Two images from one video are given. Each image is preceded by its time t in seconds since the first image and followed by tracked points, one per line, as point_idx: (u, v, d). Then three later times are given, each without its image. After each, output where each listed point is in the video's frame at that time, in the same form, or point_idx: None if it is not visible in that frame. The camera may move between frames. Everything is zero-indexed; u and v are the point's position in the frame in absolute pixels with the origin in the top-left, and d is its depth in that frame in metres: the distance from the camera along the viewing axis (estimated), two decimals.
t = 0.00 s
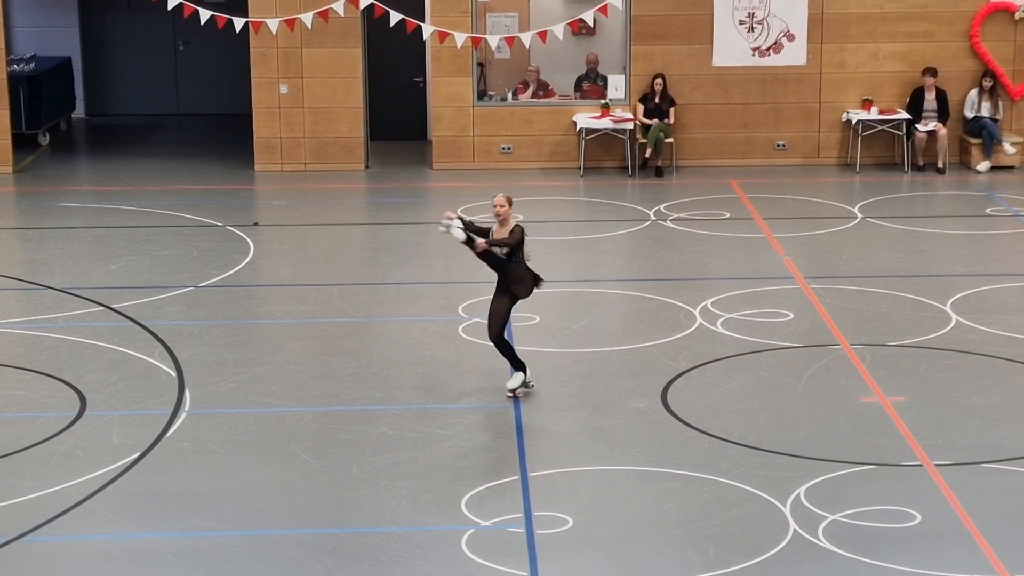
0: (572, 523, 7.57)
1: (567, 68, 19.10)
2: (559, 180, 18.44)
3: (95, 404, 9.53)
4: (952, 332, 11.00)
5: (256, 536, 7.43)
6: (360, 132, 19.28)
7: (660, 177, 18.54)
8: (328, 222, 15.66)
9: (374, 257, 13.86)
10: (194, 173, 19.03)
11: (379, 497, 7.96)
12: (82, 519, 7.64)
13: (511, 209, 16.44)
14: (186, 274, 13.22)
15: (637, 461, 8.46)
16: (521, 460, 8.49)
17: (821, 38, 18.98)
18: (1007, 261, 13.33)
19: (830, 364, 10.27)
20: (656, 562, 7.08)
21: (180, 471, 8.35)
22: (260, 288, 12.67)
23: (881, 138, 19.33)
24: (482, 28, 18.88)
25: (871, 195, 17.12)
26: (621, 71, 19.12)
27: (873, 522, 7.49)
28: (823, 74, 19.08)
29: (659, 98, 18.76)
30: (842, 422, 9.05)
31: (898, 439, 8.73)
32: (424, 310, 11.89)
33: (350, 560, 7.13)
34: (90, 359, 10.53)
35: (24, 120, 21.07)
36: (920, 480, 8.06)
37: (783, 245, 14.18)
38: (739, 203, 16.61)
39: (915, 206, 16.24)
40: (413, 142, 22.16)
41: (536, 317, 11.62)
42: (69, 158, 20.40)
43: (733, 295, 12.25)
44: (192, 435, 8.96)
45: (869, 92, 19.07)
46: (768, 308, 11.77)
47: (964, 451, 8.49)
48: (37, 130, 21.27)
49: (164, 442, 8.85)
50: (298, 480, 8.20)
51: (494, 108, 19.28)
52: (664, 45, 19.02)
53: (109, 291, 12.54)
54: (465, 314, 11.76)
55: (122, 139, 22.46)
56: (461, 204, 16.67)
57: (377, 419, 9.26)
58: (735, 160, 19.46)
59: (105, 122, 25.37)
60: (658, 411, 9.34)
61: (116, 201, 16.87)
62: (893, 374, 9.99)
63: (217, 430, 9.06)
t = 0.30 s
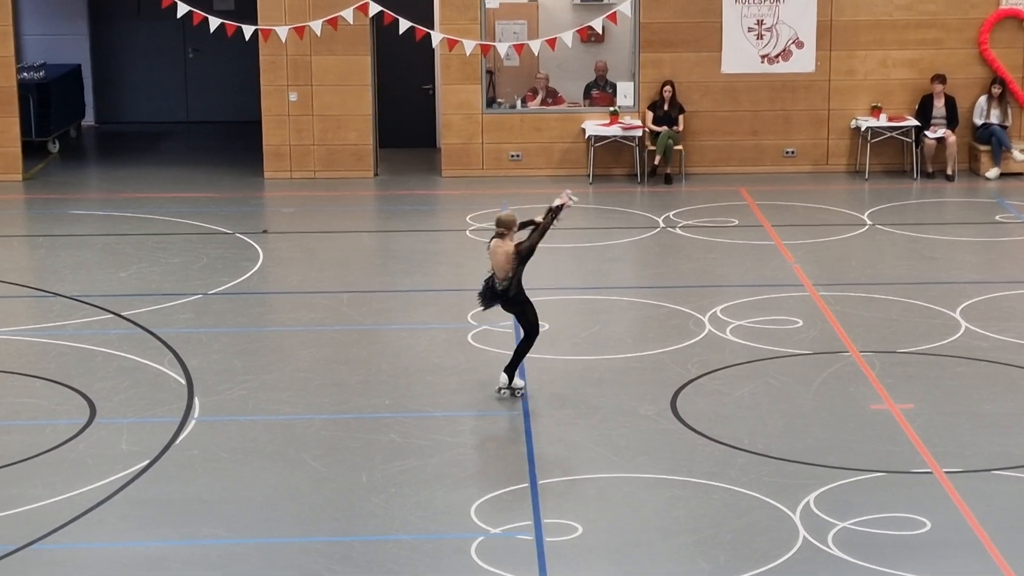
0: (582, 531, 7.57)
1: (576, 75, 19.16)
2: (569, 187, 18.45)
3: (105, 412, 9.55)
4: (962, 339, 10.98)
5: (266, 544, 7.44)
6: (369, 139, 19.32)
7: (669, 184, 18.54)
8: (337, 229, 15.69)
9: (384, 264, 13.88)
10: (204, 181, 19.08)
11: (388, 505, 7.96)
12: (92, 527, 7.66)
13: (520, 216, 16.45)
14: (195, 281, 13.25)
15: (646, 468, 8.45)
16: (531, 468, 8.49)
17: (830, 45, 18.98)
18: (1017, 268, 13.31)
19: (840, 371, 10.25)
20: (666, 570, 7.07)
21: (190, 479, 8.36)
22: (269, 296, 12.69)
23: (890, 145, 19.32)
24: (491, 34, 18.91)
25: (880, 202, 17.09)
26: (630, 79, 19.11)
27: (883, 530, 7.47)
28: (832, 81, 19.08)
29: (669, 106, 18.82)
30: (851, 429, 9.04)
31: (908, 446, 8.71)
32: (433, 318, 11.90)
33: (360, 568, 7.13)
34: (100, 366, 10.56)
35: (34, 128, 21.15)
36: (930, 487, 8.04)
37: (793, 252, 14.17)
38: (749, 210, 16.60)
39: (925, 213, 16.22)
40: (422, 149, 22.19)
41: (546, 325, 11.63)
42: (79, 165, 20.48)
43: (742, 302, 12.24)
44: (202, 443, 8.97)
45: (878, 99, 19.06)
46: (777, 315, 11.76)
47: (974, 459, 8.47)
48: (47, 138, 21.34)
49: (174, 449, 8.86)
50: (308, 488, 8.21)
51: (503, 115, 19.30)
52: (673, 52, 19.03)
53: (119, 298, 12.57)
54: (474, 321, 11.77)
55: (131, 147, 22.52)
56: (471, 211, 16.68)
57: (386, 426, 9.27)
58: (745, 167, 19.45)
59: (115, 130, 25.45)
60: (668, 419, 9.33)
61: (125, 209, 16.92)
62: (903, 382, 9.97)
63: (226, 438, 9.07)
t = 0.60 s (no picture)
0: (586, 538, 7.56)
1: (580, 83, 19.15)
2: (572, 194, 18.46)
3: (108, 420, 9.55)
4: (966, 346, 10.97)
5: (270, 552, 7.43)
6: (373, 147, 19.34)
7: (672, 191, 18.56)
8: (341, 237, 15.70)
9: (387, 272, 13.89)
10: (208, 189, 19.10)
11: (392, 512, 7.96)
12: (96, 534, 7.66)
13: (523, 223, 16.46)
14: (199, 289, 13.26)
15: (650, 476, 8.44)
16: (535, 476, 8.48)
17: (833, 52, 18.99)
18: (1021, 275, 13.30)
19: (844, 378, 10.24)
20: None
21: (193, 486, 8.36)
22: (273, 303, 12.69)
23: (894, 152, 19.32)
24: (495, 43, 18.97)
25: (883, 209, 17.09)
26: (634, 86, 19.12)
27: (888, 538, 7.45)
28: (835, 88, 19.08)
29: (672, 113, 18.80)
30: (856, 437, 9.02)
31: (912, 454, 8.70)
32: (437, 325, 11.90)
33: None
34: (104, 374, 10.57)
35: (38, 136, 21.18)
36: (934, 494, 8.02)
37: (797, 260, 14.16)
38: (753, 218, 16.59)
39: (929, 220, 16.22)
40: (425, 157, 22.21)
41: (550, 332, 11.63)
42: (82, 173, 20.51)
43: (746, 309, 12.24)
44: (205, 451, 8.97)
45: (882, 106, 19.07)
46: (781, 323, 11.75)
47: (979, 466, 8.45)
48: (51, 146, 21.38)
49: (177, 457, 8.86)
50: (311, 496, 8.21)
51: (506, 123, 19.31)
52: (676, 60, 19.04)
53: (122, 306, 12.58)
54: (478, 329, 11.77)
55: (135, 155, 22.56)
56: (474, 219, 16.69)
57: (390, 434, 9.26)
58: (748, 174, 19.46)
59: (119, 138, 25.50)
60: (672, 426, 9.32)
61: (129, 217, 16.95)
62: (907, 389, 9.96)
63: (231, 445, 9.07)
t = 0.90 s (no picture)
0: (588, 545, 7.55)
1: (582, 89, 19.16)
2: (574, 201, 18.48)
3: (110, 426, 9.55)
4: (968, 353, 10.96)
5: (272, 558, 7.43)
6: (375, 153, 19.35)
7: (674, 198, 18.57)
8: (343, 243, 15.71)
9: (389, 279, 13.89)
10: (210, 195, 19.11)
11: (394, 519, 7.96)
12: (98, 541, 7.67)
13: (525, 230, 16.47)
14: (201, 295, 13.26)
15: (652, 482, 8.44)
16: (537, 482, 8.48)
17: (835, 59, 19.00)
18: None
19: (846, 385, 10.23)
20: None
21: (196, 493, 8.36)
22: (275, 310, 12.70)
23: (896, 159, 19.33)
24: (496, 49, 18.98)
25: (886, 215, 17.09)
26: (636, 92, 19.13)
27: (891, 544, 7.44)
28: (837, 95, 19.09)
29: (674, 119, 18.84)
30: (858, 443, 9.01)
31: (914, 460, 8.69)
32: (438, 332, 11.90)
33: None
34: (106, 380, 10.58)
35: (40, 143, 21.21)
36: (936, 501, 8.02)
37: (799, 266, 14.16)
38: (755, 224, 16.59)
39: (931, 227, 16.22)
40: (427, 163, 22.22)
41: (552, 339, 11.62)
42: (85, 180, 20.54)
43: (748, 316, 12.23)
44: (207, 457, 8.97)
45: (884, 112, 19.07)
46: (783, 329, 11.75)
47: (981, 472, 8.45)
48: (53, 152, 21.41)
49: (179, 463, 8.86)
50: (313, 502, 8.21)
51: (508, 129, 19.32)
52: (678, 66, 19.05)
53: (125, 313, 12.59)
54: (480, 335, 11.77)
55: (138, 162, 22.58)
56: (476, 225, 16.70)
57: (391, 441, 9.26)
58: (750, 181, 19.47)
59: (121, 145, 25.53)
60: (674, 432, 9.31)
61: (131, 223, 16.96)
62: (909, 395, 9.95)
63: (232, 452, 9.07)
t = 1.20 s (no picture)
0: (589, 551, 7.55)
1: (583, 95, 19.16)
2: (575, 207, 18.48)
3: (112, 432, 9.55)
4: (969, 359, 10.95)
5: (273, 564, 7.42)
6: (376, 159, 19.36)
7: (676, 204, 18.57)
8: (344, 249, 15.71)
9: (391, 284, 13.90)
10: (211, 201, 19.12)
11: (395, 525, 7.95)
12: (99, 546, 7.66)
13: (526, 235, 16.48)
14: (202, 301, 13.27)
15: (653, 488, 8.43)
16: (538, 488, 8.47)
17: (837, 64, 19.01)
18: None
19: (847, 391, 10.22)
20: None
21: (197, 498, 8.35)
22: (277, 315, 12.70)
23: (897, 164, 19.34)
24: (497, 55, 18.99)
25: (887, 221, 17.10)
26: (637, 98, 19.13)
27: (892, 550, 7.43)
28: (839, 100, 19.09)
29: (675, 125, 18.81)
30: (859, 449, 9.00)
31: (916, 466, 8.68)
32: (440, 337, 11.90)
33: None
34: (107, 386, 10.58)
35: (42, 149, 21.23)
36: (937, 507, 8.01)
37: (800, 272, 14.16)
38: (756, 230, 16.60)
39: (933, 232, 16.22)
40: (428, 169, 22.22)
41: (553, 345, 11.62)
42: (86, 185, 20.55)
43: (750, 321, 12.22)
44: (208, 463, 8.96)
45: (885, 118, 19.08)
46: (784, 335, 11.74)
47: (982, 478, 8.44)
48: (55, 158, 21.43)
49: (180, 469, 8.86)
50: (314, 508, 8.20)
51: (510, 135, 19.32)
52: (679, 72, 19.05)
53: (126, 318, 12.60)
54: (481, 341, 11.77)
55: (139, 167, 22.60)
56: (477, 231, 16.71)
57: (392, 447, 9.25)
58: (751, 186, 19.47)
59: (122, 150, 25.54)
60: (675, 438, 9.30)
61: (132, 229, 16.97)
62: (911, 401, 9.94)
63: (233, 457, 9.07)
